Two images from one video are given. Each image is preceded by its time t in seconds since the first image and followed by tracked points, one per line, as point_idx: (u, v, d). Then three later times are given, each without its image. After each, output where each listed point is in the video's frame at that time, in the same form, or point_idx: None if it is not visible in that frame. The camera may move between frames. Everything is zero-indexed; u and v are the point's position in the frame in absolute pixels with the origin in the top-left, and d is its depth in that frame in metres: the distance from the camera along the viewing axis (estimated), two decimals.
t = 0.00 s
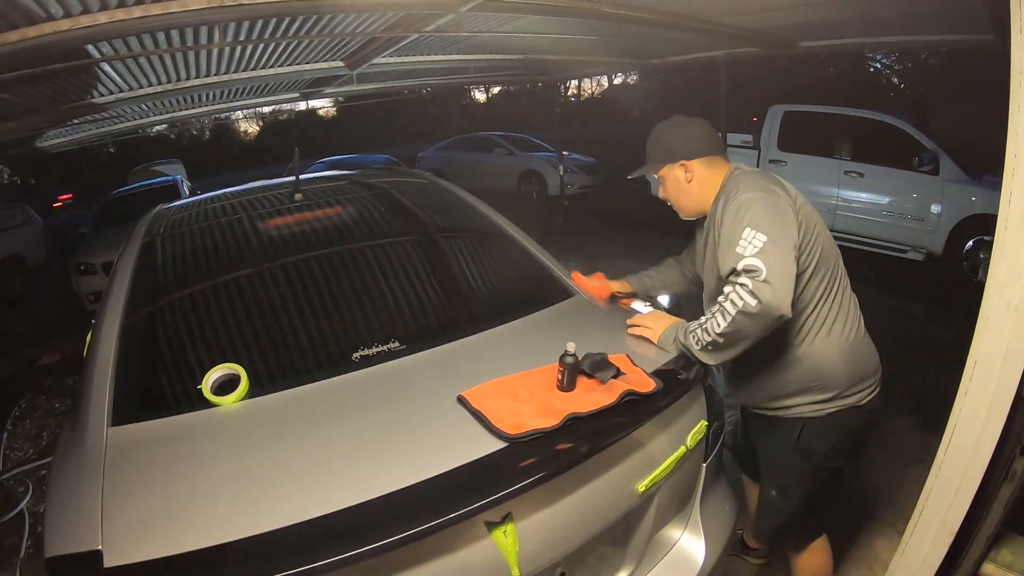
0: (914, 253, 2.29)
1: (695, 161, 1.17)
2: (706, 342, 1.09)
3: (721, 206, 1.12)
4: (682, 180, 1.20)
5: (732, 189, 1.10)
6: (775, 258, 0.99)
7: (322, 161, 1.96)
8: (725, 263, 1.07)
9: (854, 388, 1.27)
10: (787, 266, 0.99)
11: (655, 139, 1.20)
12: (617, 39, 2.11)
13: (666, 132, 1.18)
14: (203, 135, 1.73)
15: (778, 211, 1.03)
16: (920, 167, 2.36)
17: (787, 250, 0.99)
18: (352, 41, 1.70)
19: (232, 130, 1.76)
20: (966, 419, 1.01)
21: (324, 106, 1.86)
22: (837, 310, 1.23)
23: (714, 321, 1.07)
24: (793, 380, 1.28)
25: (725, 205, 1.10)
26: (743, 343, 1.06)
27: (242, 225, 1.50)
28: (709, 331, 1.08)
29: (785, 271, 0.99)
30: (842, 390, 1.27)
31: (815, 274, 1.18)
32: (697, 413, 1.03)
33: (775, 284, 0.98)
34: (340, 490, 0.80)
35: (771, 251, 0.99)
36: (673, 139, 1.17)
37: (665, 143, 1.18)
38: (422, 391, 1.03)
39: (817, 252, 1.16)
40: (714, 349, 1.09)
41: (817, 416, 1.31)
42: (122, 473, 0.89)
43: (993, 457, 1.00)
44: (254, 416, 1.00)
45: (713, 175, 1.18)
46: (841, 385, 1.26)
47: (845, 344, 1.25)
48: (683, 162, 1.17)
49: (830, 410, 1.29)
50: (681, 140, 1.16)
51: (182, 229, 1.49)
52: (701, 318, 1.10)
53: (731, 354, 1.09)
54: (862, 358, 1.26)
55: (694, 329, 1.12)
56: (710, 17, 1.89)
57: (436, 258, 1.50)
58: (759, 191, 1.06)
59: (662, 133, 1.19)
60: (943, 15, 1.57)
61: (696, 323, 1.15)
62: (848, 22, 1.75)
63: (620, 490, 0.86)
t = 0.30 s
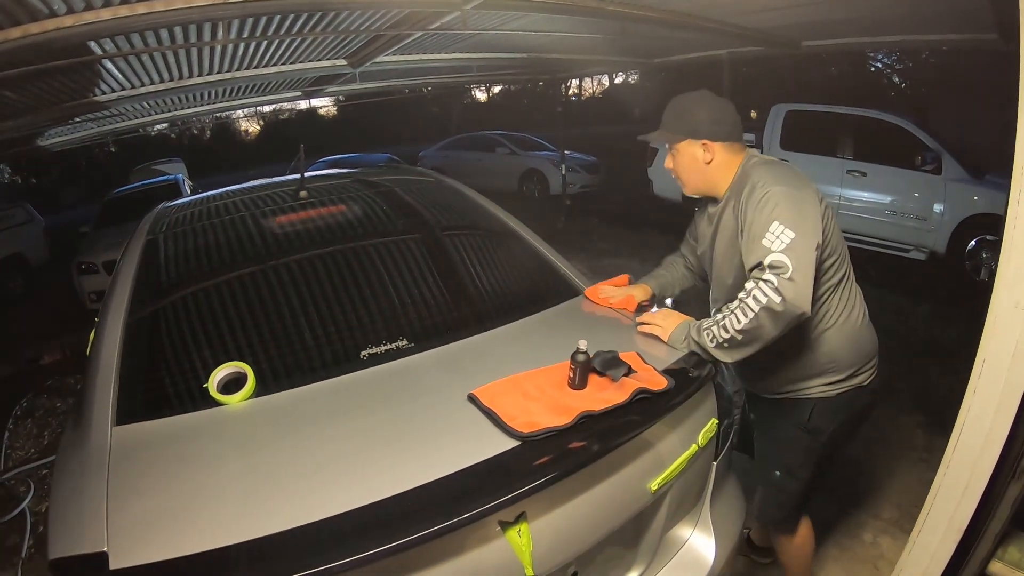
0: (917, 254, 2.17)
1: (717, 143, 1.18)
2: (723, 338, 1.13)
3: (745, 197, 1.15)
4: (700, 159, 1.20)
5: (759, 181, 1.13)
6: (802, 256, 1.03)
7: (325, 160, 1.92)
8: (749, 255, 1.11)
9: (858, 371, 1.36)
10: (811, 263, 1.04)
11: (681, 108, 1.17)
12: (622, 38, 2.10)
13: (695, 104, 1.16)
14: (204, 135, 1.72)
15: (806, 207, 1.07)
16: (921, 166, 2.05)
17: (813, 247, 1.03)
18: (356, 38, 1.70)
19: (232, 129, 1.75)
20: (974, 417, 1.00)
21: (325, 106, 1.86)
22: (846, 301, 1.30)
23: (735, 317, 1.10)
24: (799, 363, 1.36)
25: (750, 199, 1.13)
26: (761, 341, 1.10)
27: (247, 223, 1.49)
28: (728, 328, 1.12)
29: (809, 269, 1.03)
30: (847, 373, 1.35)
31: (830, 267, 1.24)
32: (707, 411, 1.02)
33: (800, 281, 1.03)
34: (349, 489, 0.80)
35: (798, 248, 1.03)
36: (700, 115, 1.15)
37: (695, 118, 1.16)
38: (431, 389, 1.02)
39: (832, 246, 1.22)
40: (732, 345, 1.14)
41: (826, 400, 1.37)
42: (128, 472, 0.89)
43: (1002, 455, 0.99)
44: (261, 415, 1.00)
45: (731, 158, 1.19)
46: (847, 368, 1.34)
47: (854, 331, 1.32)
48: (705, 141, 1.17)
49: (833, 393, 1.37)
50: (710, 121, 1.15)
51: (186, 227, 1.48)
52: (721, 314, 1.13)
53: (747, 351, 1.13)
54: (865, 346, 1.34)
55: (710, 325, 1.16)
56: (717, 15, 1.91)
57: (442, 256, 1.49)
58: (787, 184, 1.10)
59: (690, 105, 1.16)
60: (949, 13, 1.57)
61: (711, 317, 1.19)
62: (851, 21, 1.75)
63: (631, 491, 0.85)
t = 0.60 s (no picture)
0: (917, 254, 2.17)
1: (717, 139, 1.17)
2: (721, 344, 1.12)
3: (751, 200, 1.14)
4: (699, 155, 1.19)
5: (767, 184, 1.12)
6: (806, 265, 1.02)
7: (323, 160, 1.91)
8: (753, 260, 1.10)
9: (853, 377, 1.35)
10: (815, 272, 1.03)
11: (677, 102, 1.16)
12: (623, 37, 2.10)
13: (691, 98, 1.14)
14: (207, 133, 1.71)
15: (813, 214, 1.06)
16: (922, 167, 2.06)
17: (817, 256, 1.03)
18: (355, 39, 1.71)
19: (231, 129, 1.73)
20: (976, 417, 0.99)
21: (324, 105, 1.82)
22: (846, 305, 1.29)
23: (733, 325, 1.09)
24: (796, 365, 1.34)
25: (757, 203, 1.12)
26: (759, 349, 1.09)
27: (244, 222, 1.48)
28: (726, 335, 1.11)
29: (812, 278, 1.02)
30: (843, 379, 1.34)
31: (833, 271, 1.23)
32: (706, 411, 1.02)
33: (802, 290, 1.02)
34: (345, 490, 0.79)
35: (802, 256, 1.02)
36: (697, 109, 1.14)
37: (693, 112, 1.15)
38: (426, 389, 1.02)
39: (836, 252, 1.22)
40: (728, 353, 1.13)
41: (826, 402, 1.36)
42: (123, 472, 0.88)
43: (1003, 454, 0.98)
44: (256, 415, 0.99)
45: (731, 154, 1.18)
46: (843, 373, 1.33)
47: (852, 337, 1.31)
48: (705, 137, 1.16)
49: (830, 396, 1.35)
50: (708, 115, 1.14)
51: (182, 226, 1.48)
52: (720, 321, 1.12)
53: (743, 359, 1.12)
54: (863, 350, 1.33)
55: (709, 330, 1.15)
56: (717, 14, 1.91)
57: (440, 255, 1.49)
58: (794, 189, 1.08)
59: (687, 99, 1.15)
60: (950, 12, 1.57)
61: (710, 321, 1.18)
62: (852, 21, 1.75)
63: (630, 492, 0.85)
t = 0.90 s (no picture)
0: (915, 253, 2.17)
1: (718, 147, 1.16)
2: (723, 349, 1.12)
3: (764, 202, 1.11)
4: (703, 165, 1.19)
5: (781, 187, 1.09)
6: (816, 277, 1.01)
7: (320, 160, 1.91)
8: (762, 265, 1.08)
9: (851, 378, 1.34)
10: (823, 282, 1.02)
11: (667, 116, 1.16)
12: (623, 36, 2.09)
13: (679, 110, 1.14)
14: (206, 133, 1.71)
15: (825, 222, 1.04)
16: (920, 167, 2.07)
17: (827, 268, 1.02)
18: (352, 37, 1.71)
19: (231, 129, 1.73)
20: (979, 419, 0.98)
21: (324, 105, 1.82)
22: (848, 309, 1.28)
23: (737, 330, 1.09)
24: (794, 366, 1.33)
25: (769, 206, 1.09)
26: (761, 356, 1.09)
27: (241, 223, 1.47)
28: (729, 340, 1.11)
29: (820, 289, 1.02)
30: (843, 379, 1.33)
31: (838, 277, 1.22)
32: (707, 413, 1.01)
33: (810, 302, 1.02)
34: (341, 493, 0.78)
35: (813, 267, 1.01)
36: (690, 118, 1.14)
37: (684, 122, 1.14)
38: (424, 392, 1.01)
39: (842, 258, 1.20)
40: (730, 357, 1.12)
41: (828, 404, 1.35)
42: (117, 475, 0.87)
43: (1007, 457, 0.97)
44: (252, 417, 0.98)
45: (734, 160, 1.18)
46: (842, 374, 1.32)
47: (853, 339, 1.30)
48: (706, 147, 1.16)
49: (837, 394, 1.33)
50: (701, 122, 1.13)
51: (179, 227, 1.47)
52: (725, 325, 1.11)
53: (744, 364, 1.12)
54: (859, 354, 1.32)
55: (711, 333, 1.14)
56: (718, 15, 1.89)
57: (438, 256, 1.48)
58: (809, 195, 1.06)
59: (676, 111, 1.15)
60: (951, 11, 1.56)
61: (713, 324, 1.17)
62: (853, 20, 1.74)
63: (629, 496, 0.84)
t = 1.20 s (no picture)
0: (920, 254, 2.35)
1: (684, 162, 1.18)
2: (726, 341, 1.11)
3: (740, 200, 1.12)
4: (672, 181, 1.21)
5: (753, 182, 1.11)
6: (805, 257, 1.02)
7: (321, 160, 1.96)
8: (749, 256, 1.09)
9: (834, 360, 1.35)
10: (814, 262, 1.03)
11: (628, 145, 1.18)
12: (624, 36, 2.10)
13: (636, 136, 1.16)
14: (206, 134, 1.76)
15: (802, 207, 1.06)
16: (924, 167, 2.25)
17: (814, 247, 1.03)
18: (354, 37, 1.72)
19: (232, 129, 1.78)
20: (981, 420, 0.94)
21: (325, 106, 1.88)
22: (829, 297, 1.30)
23: (736, 321, 1.09)
24: (784, 359, 1.32)
25: (743, 202, 1.12)
26: (765, 343, 1.09)
27: (240, 223, 1.47)
28: (730, 331, 1.10)
29: (812, 269, 1.02)
30: (826, 362, 1.34)
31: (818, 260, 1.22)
32: (710, 414, 1.01)
33: (804, 282, 1.02)
34: (343, 494, 0.78)
35: (802, 249, 1.02)
36: (649, 142, 1.15)
37: (644, 147, 1.16)
38: (425, 393, 1.00)
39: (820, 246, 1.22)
40: (733, 349, 1.12)
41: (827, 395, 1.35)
42: (118, 476, 0.87)
43: (1009, 459, 0.93)
44: (252, 419, 0.98)
45: (701, 171, 1.20)
46: (826, 358, 1.33)
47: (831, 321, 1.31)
48: (672, 166, 1.17)
49: (818, 380, 1.35)
50: (663, 144, 1.15)
51: (178, 227, 1.47)
52: (722, 319, 1.11)
53: (749, 353, 1.12)
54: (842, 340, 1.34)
55: (711, 329, 1.14)
56: (718, 15, 1.88)
57: (438, 256, 1.47)
58: (782, 186, 1.08)
59: (635, 138, 1.16)
60: (950, 12, 1.56)
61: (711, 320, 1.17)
62: (855, 21, 1.76)
63: (633, 499, 0.83)
